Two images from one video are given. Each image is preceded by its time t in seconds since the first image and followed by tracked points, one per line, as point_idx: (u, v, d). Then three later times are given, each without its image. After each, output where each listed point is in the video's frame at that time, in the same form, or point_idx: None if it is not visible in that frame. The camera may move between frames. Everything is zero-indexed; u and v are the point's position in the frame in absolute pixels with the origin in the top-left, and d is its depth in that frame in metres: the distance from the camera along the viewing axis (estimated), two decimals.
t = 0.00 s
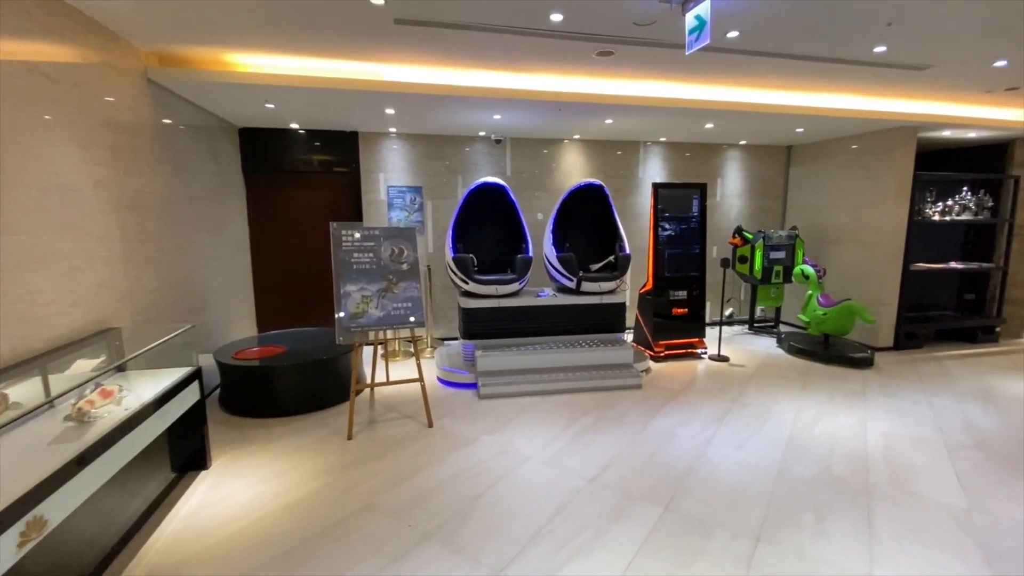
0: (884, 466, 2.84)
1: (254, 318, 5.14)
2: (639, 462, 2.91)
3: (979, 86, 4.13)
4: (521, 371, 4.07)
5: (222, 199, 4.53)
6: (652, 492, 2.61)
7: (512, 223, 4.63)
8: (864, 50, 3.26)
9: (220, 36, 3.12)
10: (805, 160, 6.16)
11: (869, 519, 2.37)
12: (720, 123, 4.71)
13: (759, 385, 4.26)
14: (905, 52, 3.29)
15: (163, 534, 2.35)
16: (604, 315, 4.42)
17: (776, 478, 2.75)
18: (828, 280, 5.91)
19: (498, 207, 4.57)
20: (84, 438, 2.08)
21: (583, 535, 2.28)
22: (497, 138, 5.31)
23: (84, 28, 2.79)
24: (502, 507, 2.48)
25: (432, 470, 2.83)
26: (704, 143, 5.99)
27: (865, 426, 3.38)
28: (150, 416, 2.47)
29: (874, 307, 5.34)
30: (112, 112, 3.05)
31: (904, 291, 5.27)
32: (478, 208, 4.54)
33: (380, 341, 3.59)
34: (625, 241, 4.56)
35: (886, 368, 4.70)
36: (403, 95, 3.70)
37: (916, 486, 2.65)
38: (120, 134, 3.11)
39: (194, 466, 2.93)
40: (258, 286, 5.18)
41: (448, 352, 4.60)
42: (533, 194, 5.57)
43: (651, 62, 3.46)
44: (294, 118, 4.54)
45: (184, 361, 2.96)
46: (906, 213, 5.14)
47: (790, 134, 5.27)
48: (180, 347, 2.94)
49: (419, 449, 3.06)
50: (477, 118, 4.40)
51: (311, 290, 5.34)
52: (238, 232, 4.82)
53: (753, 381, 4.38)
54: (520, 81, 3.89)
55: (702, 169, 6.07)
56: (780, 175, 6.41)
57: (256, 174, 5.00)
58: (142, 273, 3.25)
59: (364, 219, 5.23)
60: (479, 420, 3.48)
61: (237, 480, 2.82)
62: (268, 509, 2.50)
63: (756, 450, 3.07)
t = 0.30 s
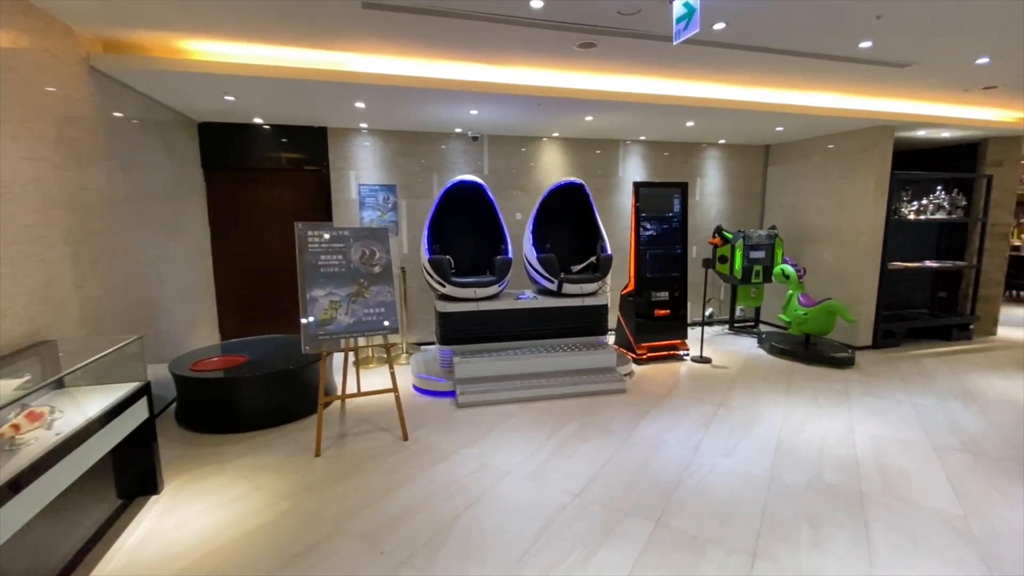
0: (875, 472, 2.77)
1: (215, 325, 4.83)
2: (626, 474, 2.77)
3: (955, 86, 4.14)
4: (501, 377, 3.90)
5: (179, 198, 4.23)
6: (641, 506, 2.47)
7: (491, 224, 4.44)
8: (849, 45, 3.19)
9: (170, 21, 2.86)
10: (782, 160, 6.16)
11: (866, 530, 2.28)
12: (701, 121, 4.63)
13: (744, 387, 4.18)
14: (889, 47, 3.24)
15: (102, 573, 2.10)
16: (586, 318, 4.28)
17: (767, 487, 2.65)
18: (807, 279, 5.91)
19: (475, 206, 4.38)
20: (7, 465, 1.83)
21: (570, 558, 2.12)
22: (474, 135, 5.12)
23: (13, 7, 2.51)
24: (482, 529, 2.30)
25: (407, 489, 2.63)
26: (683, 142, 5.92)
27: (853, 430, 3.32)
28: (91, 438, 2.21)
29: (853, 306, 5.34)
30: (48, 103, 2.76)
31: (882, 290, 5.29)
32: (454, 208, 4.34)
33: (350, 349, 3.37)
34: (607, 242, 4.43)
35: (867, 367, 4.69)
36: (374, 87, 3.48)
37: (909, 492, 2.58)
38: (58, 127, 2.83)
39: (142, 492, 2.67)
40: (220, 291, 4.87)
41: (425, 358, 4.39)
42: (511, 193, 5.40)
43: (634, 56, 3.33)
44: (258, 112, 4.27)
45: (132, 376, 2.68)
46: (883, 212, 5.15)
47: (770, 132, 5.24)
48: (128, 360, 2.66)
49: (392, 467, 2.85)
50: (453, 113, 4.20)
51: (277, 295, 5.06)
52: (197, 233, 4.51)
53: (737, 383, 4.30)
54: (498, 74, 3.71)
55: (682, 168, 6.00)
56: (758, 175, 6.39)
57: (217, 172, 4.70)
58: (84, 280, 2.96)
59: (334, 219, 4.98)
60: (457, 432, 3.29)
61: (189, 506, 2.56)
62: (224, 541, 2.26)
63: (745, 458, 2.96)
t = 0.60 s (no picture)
0: (866, 477, 2.71)
1: (175, 334, 4.53)
2: (614, 487, 2.64)
3: (932, 84, 4.15)
4: (481, 385, 3.73)
5: (132, 198, 3.93)
6: (632, 522, 2.35)
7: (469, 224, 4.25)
8: (834, 41, 3.13)
9: (114, 3, 2.60)
10: (760, 159, 6.15)
11: (863, 542, 2.20)
12: (682, 120, 4.55)
13: (728, 388, 4.11)
14: (874, 44, 3.19)
15: None
16: (568, 321, 4.14)
17: (759, 497, 2.55)
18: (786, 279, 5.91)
19: (451, 206, 4.20)
20: None
21: None
22: (450, 132, 4.94)
23: None
24: (464, 553, 2.14)
25: (382, 511, 2.43)
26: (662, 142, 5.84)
27: (839, 432, 3.26)
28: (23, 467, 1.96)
29: (832, 306, 5.35)
30: None
31: (859, 288, 5.32)
32: (431, 208, 4.15)
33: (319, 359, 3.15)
34: (588, 243, 4.32)
35: (848, 366, 4.69)
36: (343, 80, 3.28)
37: (901, 498, 2.52)
38: None
39: (86, 522, 2.40)
40: (179, 297, 4.57)
41: (400, 365, 4.19)
42: (489, 193, 5.24)
43: (617, 50, 3.20)
44: (219, 106, 4.00)
45: (73, 394, 2.42)
46: (860, 212, 5.17)
47: (749, 131, 5.21)
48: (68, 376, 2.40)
49: (365, 486, 2.65)
50: (428, 108, 4.02)
51: (243, 300, 4.78)
52: (153, 236, 4.22)
53: (722, 385, 4.23)
54: (476, 68, 3.55)
55: (661, 168, 5.93)
56: (736, 175, 6.38)
57: (175, 171, 4.41)
58: (18, 288, 2.68)
59: (303, 220, 4.74)
60: (435, 445, 3.11)
61: (138, 537, 2.31)
62: None
63: (735, 465, 2.86)
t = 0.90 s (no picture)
0: (852, 482, 2.65)
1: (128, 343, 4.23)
2: (596, 500, 2.51)
3: (907, 83, 4.17)
4: (456, 392, 3.56)
5: (77, 197, 3.64)
6: (616, 538, 2.22)
7: (444, 224, 4.07)
8: (815, 36, 3.07)
9: None
10: (736, 159, 6.14)
11: (855, 552, 2.12)
12: (660, 118, 4.47)
13: (709, 390, 4.03)
14: (854, 39, 3.15)
15: None
16: (547, 324, 4.01)
17: (745, 506, 2.46)
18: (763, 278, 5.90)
19: (424, 206, 4.02)
20: None
21: None
22: (423, 129, 4.76)
23: None
24: None
25: (349, 534, 2.25)
26: (640, 141, 5.77)
27: (822, 434, 3.20)
28: None
29: (809, 305, 5.35)
30: None
31: (836, 287, 5.33)
32: (402, 207, 3.97)
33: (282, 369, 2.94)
34: (567, 243, 4.20)
35: (826, 366, 4.68)
36: (307, 71, 3.08)
37: (888, 504, 2.47)
38: None
39: (15, 557, 2.12)
40: (133, 303, 4.27)
41: (371, 372, 3.99)
42: (464, 192, 5.07)
43: (594, 43, 3.08)
44: (173, 99, 3.74)
45: None
46: (836, 211, 5.19)
47: (726, 130, 5.17)
48: None
49: (331, 507, 2.46)
50: (399, 103, 3.84)
51: (203, 306, 4.51)
52: (102, 238, 3.92)
53: (703, 386, 4.16)
54: (448, 60, 3.39)
55: (639, 167, 5.86)
56: (713, 175, 6.35)
57: (128, 168, 4.12)
58: None
59: (268, 221, 4.50)
60: (407, 458, 2.93)
61: (75, 572, 2.08)
62: None
63: (720, 472, 2.76)
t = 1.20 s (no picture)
0: (839, 493, 2.56)
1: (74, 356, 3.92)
2: (576, 519, 2.36)
3: (884, 82, 4.13)
4: (428, 404, 3.37)
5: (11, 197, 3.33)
6: (598, 563, 2.08)
7: (415, 226, 3.87)
8: (796, 32, 2.99)
9: None
10: (714, 159, 6.09)
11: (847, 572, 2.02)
12: (638, 116, 4.35)
13: (691, 395, 3.93)
14: (835, 36, 3.07)
15: None
16: (523, 330, 3.85)
17: (732, 522, 2.34)
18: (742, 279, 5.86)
19: (394, 207, 3.82)
20: None
21: None
22: (393, 126, 4.55)
23: None
24: None
25: (307, 568, 2.05)
26: (618, 141, 5.66)
27: (806, 441, 3.12)
28: None
29: (787, 306, 5.31)
30: None
31: (813, 288, 5.31)
32: (370, 209, 3.76)
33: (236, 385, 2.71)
34: (544, 245, 4.04)
35: (806, 368, 4.64)
36: (263, 61, 2.85)
37: (877, 516, 2.38)
38: None
39: None
40: (77, 312, 3.95)
41: (339, 384, 3.78)
42: (437, 192, 4.88)
43: (570, 36, 2.94)
44: (119, 92, 3.46)
45: None
46: (813, 212, 5.16)
47: (705, 130, 5.10)
48: None
49: (289, 535, 2.26)
50: (365, 98, 3.63)
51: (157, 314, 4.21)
52: (42, 242, 3.61)
53: (684, 391, 4.05)
54: (416, 52, 3.20)
55: (617, 167, 5.75)
56: (691, 175, 6.29)
57: (71, 167, 3.81)
58: None
59: (227, 223, 4.24)
60: (375, 478, 2.73)
61: None
62: None
63: (704, 486, 2.64)
